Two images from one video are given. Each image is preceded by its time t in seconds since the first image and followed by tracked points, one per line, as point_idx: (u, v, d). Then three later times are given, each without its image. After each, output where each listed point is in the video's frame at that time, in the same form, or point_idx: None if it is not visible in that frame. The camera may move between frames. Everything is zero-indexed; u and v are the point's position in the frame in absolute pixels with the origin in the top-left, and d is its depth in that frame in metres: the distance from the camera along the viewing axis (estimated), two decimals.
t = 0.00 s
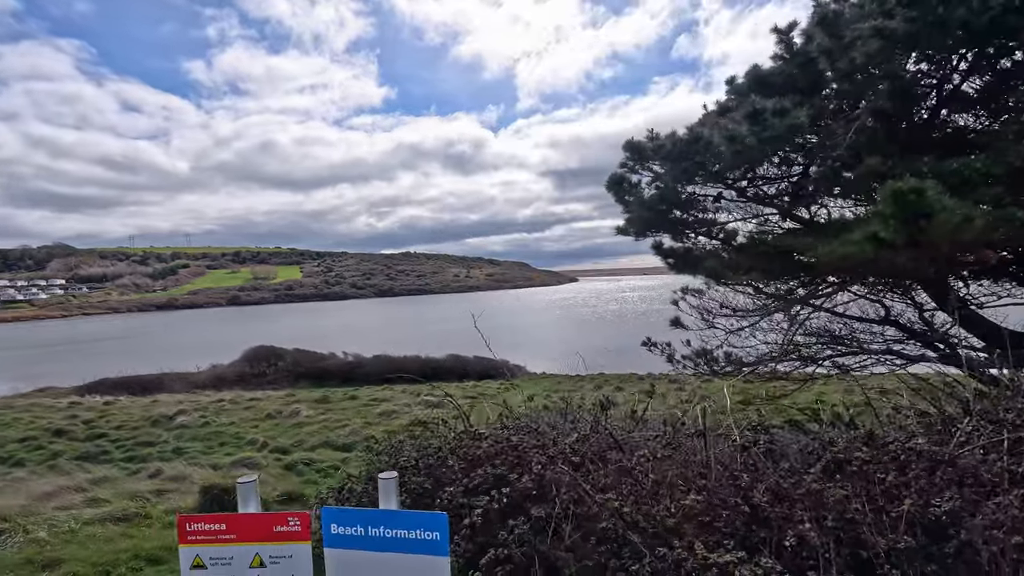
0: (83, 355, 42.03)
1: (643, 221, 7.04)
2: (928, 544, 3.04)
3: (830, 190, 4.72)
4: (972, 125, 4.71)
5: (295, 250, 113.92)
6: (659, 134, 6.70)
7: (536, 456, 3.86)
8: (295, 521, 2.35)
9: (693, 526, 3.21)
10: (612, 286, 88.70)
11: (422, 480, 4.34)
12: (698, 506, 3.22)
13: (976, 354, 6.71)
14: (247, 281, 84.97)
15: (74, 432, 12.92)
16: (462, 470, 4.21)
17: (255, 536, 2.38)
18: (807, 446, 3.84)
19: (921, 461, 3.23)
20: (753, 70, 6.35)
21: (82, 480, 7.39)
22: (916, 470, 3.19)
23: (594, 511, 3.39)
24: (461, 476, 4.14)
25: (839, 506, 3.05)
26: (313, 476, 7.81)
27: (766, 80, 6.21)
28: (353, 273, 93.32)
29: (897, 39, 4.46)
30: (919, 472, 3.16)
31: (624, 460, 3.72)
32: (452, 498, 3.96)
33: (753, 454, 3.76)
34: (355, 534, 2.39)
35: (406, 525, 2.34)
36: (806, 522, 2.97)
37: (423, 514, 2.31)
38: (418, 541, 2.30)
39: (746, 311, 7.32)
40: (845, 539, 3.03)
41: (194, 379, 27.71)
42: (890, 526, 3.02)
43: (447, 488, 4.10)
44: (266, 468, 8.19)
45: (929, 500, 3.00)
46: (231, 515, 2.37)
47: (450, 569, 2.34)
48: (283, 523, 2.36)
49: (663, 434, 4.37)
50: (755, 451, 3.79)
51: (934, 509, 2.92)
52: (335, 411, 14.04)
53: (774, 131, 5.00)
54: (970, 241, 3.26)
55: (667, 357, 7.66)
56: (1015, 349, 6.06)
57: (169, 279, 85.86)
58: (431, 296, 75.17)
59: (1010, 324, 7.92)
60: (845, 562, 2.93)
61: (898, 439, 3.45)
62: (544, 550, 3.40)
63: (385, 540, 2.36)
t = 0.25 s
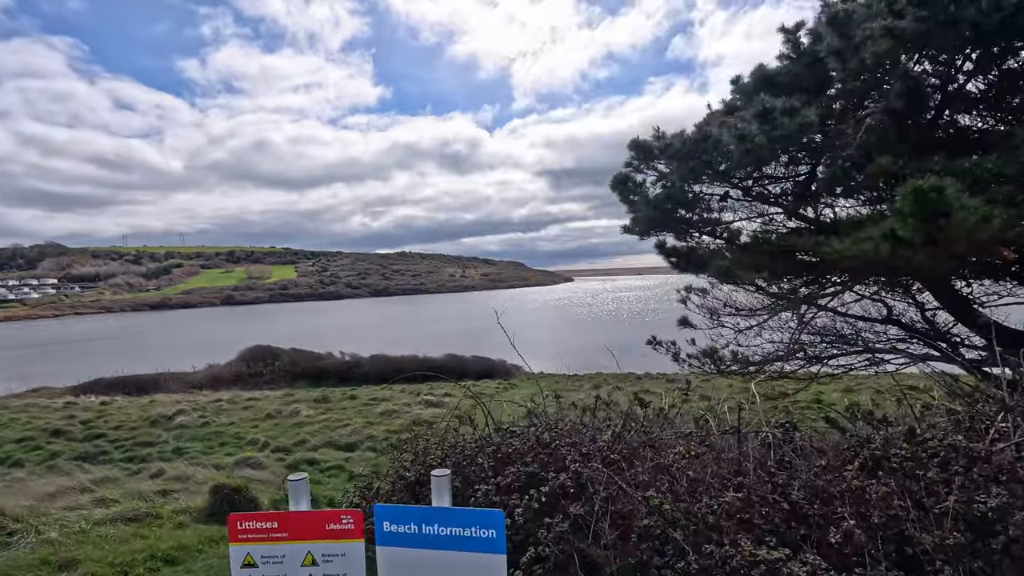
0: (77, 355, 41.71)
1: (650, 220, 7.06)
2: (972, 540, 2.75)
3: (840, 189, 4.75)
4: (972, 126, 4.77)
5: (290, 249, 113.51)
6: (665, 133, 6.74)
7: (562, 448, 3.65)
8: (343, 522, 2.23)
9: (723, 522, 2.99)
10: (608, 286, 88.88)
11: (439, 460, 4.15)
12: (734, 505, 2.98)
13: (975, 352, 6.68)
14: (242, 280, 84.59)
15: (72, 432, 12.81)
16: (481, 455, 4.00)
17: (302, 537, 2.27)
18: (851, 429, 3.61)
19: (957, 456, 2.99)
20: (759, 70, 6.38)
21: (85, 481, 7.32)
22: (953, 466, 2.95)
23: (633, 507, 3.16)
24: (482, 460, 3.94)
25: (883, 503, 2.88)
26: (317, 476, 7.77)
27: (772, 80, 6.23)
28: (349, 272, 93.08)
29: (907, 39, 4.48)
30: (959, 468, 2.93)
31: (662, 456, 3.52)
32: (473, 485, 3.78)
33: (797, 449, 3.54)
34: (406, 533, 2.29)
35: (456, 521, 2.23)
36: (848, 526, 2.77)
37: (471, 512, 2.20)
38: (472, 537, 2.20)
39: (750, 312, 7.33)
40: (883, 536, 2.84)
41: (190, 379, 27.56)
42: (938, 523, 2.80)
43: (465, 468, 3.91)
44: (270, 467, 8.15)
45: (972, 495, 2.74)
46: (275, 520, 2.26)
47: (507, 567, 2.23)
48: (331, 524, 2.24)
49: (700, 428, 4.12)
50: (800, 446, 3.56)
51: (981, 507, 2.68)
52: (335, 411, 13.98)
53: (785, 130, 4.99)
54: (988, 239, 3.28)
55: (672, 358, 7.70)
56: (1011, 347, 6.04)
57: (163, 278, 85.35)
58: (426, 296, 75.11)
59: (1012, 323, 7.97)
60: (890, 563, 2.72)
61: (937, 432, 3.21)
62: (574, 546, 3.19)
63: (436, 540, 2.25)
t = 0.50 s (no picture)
0: (73, 355, 41.53)
1: (657, 220, 7.07)
2: None
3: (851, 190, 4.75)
4: (978, 127, 4.80)
5: (287, 248, 113.23)
6: (672, 134, 6.75)
7: (594, 446, 3.43)
8: (395, 527, 1.92)
9: (754, 525, 2.71)
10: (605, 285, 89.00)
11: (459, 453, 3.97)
12: (774, 506, 2.70)
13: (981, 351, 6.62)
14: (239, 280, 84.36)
15: (72, 433, 12.75)
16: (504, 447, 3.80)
17: (346, 544, 1.95)
18: (893, 422, 3.24)
19: None
20: (766, 70, 6.38)
21: (89, 481, 7.27)
22: None
23: (679, 513, 2.91)
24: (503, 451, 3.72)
25: (923, 507, 2.54)
26: (322, 476, 7.74)
27: (779, 81, 6.22)
28: (346, 271, 92.92)
29: (919, 40, 4.48)
30: None
31: (694, 451, 3.26)
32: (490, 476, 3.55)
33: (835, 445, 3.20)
34: (460, 541, 1.93)
35: (519, 529, 1.88)
36: (887, 529, 2.45)
37: (539, 518, 1.84)
38: (540, 549, 1.85)
39: (755, 312, 7.30)
40: (923, 540, 2.51)
41: (189, 379, 27.46)
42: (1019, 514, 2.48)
43: (486, 456, 3.70)
44: (274, 467, 8.13)
45: None
46: (318, 524, 1.95)
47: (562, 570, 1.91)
48: (381, 529, 1.93)
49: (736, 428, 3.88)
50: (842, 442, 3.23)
51: None
52: (337, 411, 13.94)
53: (796, 130, 4.99)
54: (1007, 240, 3.26)
55: (677, 358, 7.70)
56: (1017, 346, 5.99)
57: (159, 278, 85.05)
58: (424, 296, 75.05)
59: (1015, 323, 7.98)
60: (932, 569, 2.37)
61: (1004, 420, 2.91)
62: (612, 550, 2.97)
63: (495, 552, 1.89)
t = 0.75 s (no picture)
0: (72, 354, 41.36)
1: (666, 221, 7.07)
2: None
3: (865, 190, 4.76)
4: (986, 128, 4.83)
5: (286, 248, 113.05)
6: (681, 134, 6.76)
7: (626, 446, 3.39)
8: (448, 529, 1.75)
9: (795, 526, 2.67)
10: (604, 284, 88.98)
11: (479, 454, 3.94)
12: (815, 507, 2.67)
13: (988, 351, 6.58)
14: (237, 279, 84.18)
15: (75, 432, 12.70)
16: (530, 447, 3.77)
17: (398, 546, 1.77)
18: (928, 422, 3.19)
19: None
20: (774, 71, 6.39)
21: (97, 481, 7.25)
22: None
23: (720, 515, 2.87)
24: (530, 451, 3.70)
25: (964, 508, 2.50)
26: (329, 476, 7.72)
27: (790, 81, 6.22)
28: (345, 271, 92.78)
29: (933, 41, 4.49)
30: None
31: (726, 450, 3.23)
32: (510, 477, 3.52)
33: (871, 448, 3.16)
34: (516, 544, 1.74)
35: (577, 530, 1.69)
36: (932, 530, 2.42)
37: (596, 518, 1.67)
38: (597, 552, 1.66)
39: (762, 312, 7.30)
40: (968, 539, 2.48)
41: (189, 378, 27.38)
42: None
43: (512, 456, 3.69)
44: (282, 467, 8.11)
45: None
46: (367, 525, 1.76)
47: None
48: (434, 530, 1.75)
49: (763, 428, 3.85)
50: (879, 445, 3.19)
51: None
52: (340, 411, 13.92)
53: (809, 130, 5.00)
54: None
55: (684, 358, 7.70)
56: None
57: (157, 277, 84.83)
58: (423, 295, 74.98)
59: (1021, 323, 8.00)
60: (980, 572, 2.32)
61: None
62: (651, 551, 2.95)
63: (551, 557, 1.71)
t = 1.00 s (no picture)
0: (73, 355, 41.32)
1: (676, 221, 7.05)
2: None
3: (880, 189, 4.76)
4: (997, 127, 4.86)
5: (285, 248, 112.97)
6: (691, 133, 6.76)
7: (658, 443, 3.37)
8: (504, 528, 1.76)
9: (835, 525, 2.67)
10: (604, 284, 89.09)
11: (500, 453, 3.93)
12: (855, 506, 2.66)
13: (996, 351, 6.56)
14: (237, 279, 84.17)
15: (80, 433, 12.71)
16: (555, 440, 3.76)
17: (454, 545, 1.78)
18: (963, 420, 3.18)
19: None
20: (782, 70, 6.41)
21: (107, 482, 7.25)
22: None
23: (758, 512, 2.86)
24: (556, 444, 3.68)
25: (1010, 505, 2.49)
26: (339, 477, 7.73)
27: (800, 80, 6.22)
28: (345, 271, 92.79)
29: (947, 40, 4.50)
30: None
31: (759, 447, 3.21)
32: (533, 474, 3.51)
33: (907, 445, 3.14)
34: (573, 542, 1.77)
35: (633, 528, 1.70)
36: (979, 529, 2.43)
37: (652, 516, 1.68)
38: (655, 551, 1.68)
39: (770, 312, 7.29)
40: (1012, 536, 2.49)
41: (191, 379, 27.37)
42: None
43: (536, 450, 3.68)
44: (290, 467, 8.13)
45: None
46: (423, 523, 1.77)
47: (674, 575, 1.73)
48: (492, 529, 1.76)
49: (786, 426, 3.83)
50: (914, 442, 3.17)
51: None
52: (345, 412, 13.92)
53: (822, 129, 4.99)
54: None
55: (692, 358, 7.70)
56: None
57: (157, 278, 84.81)
58: (423, 296, 75.00)
59: None
60: None
61: None
62: (689, 548, 2.91)
63: (607, 555, 1.73)
